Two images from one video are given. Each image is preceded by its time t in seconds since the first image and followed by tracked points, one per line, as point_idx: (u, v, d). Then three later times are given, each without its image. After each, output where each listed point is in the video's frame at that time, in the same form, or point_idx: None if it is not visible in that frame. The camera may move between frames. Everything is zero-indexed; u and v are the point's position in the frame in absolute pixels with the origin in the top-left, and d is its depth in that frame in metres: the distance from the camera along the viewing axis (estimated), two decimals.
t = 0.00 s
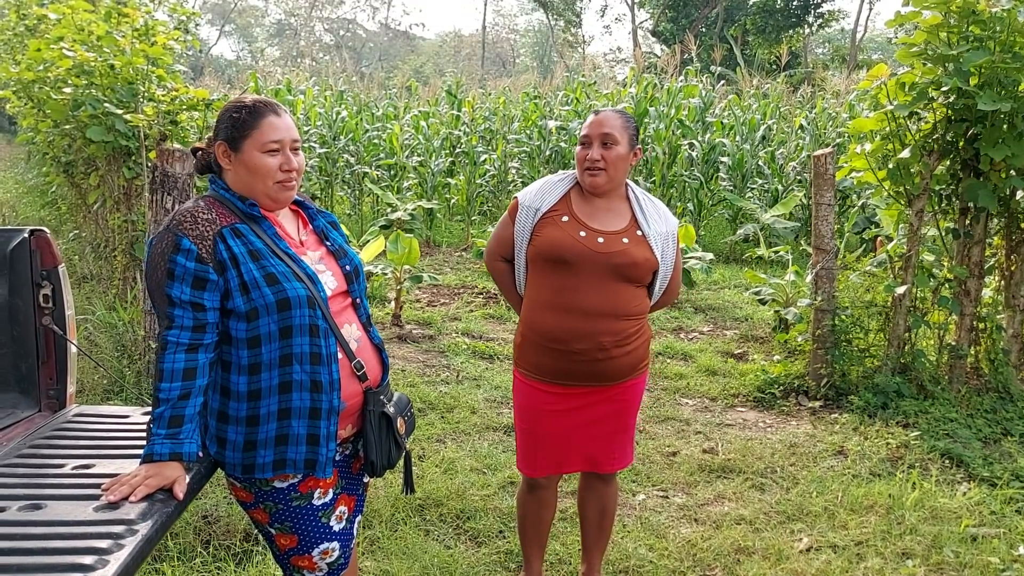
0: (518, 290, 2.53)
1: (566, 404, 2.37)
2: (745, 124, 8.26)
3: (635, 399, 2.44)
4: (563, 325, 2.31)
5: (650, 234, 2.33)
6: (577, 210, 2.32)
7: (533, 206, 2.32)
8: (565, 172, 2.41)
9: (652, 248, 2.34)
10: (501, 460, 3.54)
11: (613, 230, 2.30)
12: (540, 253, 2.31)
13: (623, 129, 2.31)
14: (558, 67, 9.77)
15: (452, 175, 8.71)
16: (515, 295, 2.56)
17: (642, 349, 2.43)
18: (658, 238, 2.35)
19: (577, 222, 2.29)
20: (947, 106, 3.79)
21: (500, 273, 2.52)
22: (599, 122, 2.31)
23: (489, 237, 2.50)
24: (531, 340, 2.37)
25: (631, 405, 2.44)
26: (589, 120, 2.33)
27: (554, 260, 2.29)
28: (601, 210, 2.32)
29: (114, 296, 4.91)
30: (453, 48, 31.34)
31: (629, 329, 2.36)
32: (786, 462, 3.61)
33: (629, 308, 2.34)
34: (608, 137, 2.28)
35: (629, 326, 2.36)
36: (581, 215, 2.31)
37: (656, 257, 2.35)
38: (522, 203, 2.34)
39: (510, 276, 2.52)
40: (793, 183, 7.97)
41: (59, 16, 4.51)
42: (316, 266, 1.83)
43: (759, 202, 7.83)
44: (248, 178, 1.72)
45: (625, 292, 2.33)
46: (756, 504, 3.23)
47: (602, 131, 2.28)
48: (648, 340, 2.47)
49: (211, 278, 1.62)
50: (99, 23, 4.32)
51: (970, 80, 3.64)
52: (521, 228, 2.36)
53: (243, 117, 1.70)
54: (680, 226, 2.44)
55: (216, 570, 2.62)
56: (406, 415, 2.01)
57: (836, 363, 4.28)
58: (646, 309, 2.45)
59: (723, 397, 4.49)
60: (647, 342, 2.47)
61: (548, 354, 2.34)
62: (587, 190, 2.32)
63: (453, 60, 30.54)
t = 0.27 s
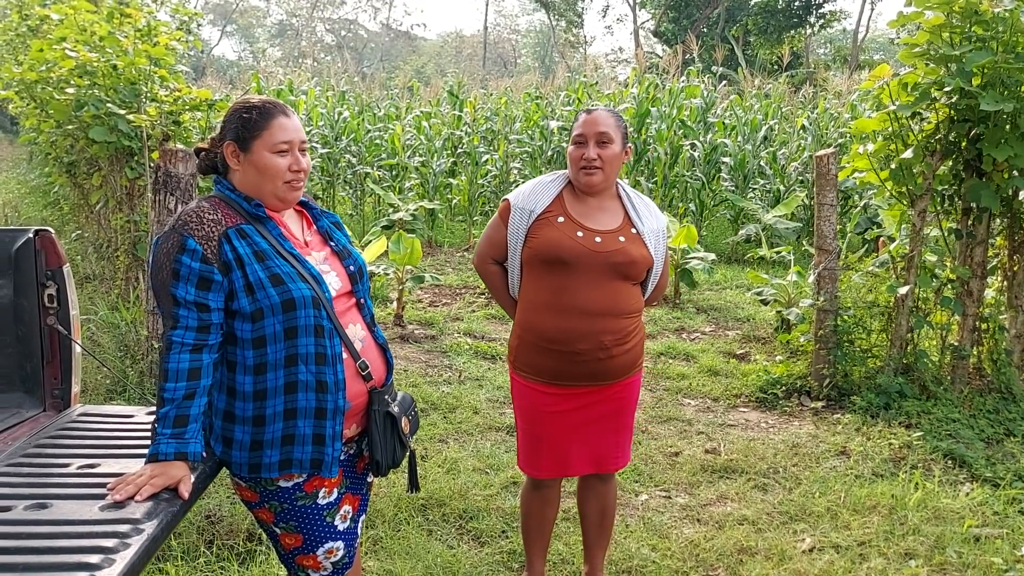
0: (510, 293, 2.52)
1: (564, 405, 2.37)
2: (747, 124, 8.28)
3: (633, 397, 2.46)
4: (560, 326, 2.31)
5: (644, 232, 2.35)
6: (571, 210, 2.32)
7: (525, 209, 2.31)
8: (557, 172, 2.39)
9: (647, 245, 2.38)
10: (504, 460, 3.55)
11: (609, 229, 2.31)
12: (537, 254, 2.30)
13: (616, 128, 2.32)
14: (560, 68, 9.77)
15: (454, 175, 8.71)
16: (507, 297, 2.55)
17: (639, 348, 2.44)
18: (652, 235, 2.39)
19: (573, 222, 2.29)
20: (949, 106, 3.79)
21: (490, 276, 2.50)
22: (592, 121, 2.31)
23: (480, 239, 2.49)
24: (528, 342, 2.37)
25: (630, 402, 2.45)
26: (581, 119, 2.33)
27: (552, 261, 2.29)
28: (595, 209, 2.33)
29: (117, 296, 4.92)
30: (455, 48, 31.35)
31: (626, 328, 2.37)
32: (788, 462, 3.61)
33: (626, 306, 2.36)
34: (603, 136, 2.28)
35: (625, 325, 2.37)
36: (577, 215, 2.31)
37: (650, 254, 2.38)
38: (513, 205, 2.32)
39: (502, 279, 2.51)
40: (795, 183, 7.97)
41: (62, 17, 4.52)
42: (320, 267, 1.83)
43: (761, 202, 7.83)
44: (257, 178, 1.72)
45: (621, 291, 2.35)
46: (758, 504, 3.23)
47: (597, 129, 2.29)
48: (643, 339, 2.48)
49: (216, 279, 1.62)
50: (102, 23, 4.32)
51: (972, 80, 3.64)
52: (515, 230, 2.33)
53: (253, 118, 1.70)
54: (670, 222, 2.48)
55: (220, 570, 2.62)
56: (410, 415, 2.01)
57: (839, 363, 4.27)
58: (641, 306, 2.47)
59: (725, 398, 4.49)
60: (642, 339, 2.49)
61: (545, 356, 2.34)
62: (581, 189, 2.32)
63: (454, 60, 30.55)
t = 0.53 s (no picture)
0: (506, 293, 2.53)
1: (560, 405, 2.38)
2: (750, 124, 8.28)
3: (631, 396, 2.45)
4: (557, 327, 2.31)
5: (638, 230, 2.35)
6: (564, 210, 2.32)
7: (519, 210, 2.32)
8: (549, 173, 2.40)
9: (641, 243, 2.37)
10: (507, 460, 3.55)
11: (603, 228, 2.31)
12: (531, 256, 2.31)
13: (608, 125, 2.32)
14: (563, 68, 9.77)
15: (457, 175, 8.72)
16: (503, 298, 2.56)
17: (636, 348, 2.44)
18: (646, 233, 2.38)
19: (567, 222, 2.29)
20: (953, 106, 3.78)
21: (486, 277, 2.51)
22: (584, 118, 2.31)
23: (474, 240, 2.49)
24: (524, 343, 2.38)
25: (628, 401, 2.45)
26: (573, 118, 2.33)
27: (546, 260, 2.29)
28: (588, 208, 2.33)
29: (120, 295, 4.93)
30: (457, 48, 31.36)
31: (623, 327, 2.37)
32: (791, 462, 3.61)
33: (622, 305, 2.35)
34: (596, 133, 2.28)
35: (621, 325, 2.36)
36: (570, 215, 2.31)
37: (645, 252, 2.38)
38: (507, 206, 2.34)
39: (497, 280, 2.52)
40: (797, 183, 7.97)
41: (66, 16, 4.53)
42: (324, 267, 1.83)
43: (763, 202, 7.83)
44: (262, 178, 1.73)
45: (617, 290, 2.34)
46: (761, 504, 3.24)
47: (590, 126, 2.28)
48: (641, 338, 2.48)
49: (220, 277, 1.63)
50: (105, 23, 4.32)
51: (976, 80, 3.63)
52: (509, 232, 2.35)
53: (259, 117, 1.71)
54: (664, 220, 2.47)
55: (223, 570, 2.63)
56: (414, 415, 2.02)
57: (841, 363, 4.27)
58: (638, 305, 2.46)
59: (728, 397, 4.49)
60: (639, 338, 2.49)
61: (542, 357, 2.34)
62: (575, 187, 2.32)
63: (457, 60, 30.56)
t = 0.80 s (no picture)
0: (504, 291, 2.55)
1: (552, 404, 2.37)
2: (753, 124, 8.26)
3: (627, 398, 2.41)
4: (550, 326, 2.31)
5: (630, 229, 2.31)
6: (555, 211, 2.33)
7: (512, 210, 2.35)
8: (543, 173, 2.42)
9: (633, 244, 2.33)
10: (508, 460, 3.55)
11: (592, 227, 2.30)
12: (521, 255, 2.33)
13: (601, 126, 2.31)
14: (565, 67, 9.76)
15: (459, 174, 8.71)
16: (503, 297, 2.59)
17: (632, 348, 2.41)
18: (639, 232, 2.34)
19: (556, 222, 2.30)
20: (956, 106, 3.76)
21: (485, 275, 2.56)
22: (577, 119, 2.30)
23: (474, 240, 2.54)
24: (517, 342, 2.39)
25: (623, 404, 2.41)
26: (565, 118, 2.32)
27: (534, 260, 2.31)
28: (581, 209, 2.32)
29: (122, 295, 4.93)
30: (460, 48, 31.36)
31: (613, 327, 2.33)
32: (794, 463, 3.60)
33: (615, 305, 2.33)
34: (590, 134, 2.27)
35: (612, 325, 2.33)
36: (560, 216, 2.32)
37: (637, 252, 2.33)
38: (501, 207, 2.37)
39: (495, 278, 2.55)
40: (800, 183, 7.95)
41: (68, 16, 4.53)
42: (324, 266, 1.83)
43: (766, 202, 7.82)
44: (263, 176, 1.72)
45: (609, 289, 2.32)
46: (763, 505, 3.23)
47: (582, 129, 2.27)
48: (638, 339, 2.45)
49: (219, 276, 1.63)
50: (108, 22, 4.32)
51: (979, 79, 3.62)
52: (502, 232, 2.39)
53: (261, 116, 1.70)
54: (663, 218, 2.42)
55: (225, 570, 2.62)
56: (414, 416, 2.01)
57: (844, 363, 4.26)
58: (635, 305, 2.42)
59: (730, 398, 4.48)
60: (637, 339, 2.45)
61: (534, 356, 2.35)
62: (569, 188, 2.31)
63: (459, 60, 30.56)
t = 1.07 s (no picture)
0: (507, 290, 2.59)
1: (549, 404, 2.37)
2: (756, 124, 8.24)
3: (619, 402, 2.37)
4: (546, 326, 2.31)
5: (618, 227, 2.27)
6: (546, 210, 2.35)
7: (508, 210, 2.40)
8: (541, 172, 2.44)
9: (620, 242, 2.28)
10: (510, 460, 3.53)
11: (580, 226, 2.29)
12: (513, 254, 2.36)
13: (603, 125, 2.30)
14: (568, 67, 9.75)
15: (461, 174, 8.70)
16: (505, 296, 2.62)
17: (628, 350, 2.38)
18: (629, 230, 2.29)
19: (544, 222, 2.32)
20: (961, 105, 3.74)
21: (489, 274, 2.60)
22: (578, 116, 2.29)
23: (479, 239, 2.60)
24: (514, 340, 2.40)
25: (614, 407, 2.37)
26: (568, 114, 2.31)
27: (524, 260, 2.33)
28: (574, 208, 2.32)
29: (124, 295, 4.93)
30: (462, 48, 31.35)
31: (603, 329, 2.30)
32: (797, 463, 3.58)
33: (605, 306, 2.30)
34: (589, 132, 2.26)
35: (599, 326, 2.30)
36: (551, 215, 2.33)
37: (625, 252, 2.29)
38: (499, 208, 2.43)
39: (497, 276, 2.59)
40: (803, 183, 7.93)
41: (70, 16, 4.53)
42: (323, 266, 1.82)
43: (769, 202, 7.80)
44: (264, 176, 1.71)
45: (597, 289, 2.29)
46: (767, 506, 3.21)
47: (584, 124, 2.27)
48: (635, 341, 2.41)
49: (217, 276, 1.62)
50: (110, 22, 4.34)
51: (984, 78, 3.60)
52: (500, 232, 2.45)
53: (265, 115, 1.69)
54: (661, 216, 2.35)
55: (226, 571, 2.61)
56: (415, 417, 2.00)
57: (848, 364, 4.24)
58: (630, 306, 2.38)
59: (733, 398, 4.47)
60: (634, 343, 2.40)
61: (530, 356, 2.35)
62: (566, 184, 2.31)
63: (462, 60, 30.55)
